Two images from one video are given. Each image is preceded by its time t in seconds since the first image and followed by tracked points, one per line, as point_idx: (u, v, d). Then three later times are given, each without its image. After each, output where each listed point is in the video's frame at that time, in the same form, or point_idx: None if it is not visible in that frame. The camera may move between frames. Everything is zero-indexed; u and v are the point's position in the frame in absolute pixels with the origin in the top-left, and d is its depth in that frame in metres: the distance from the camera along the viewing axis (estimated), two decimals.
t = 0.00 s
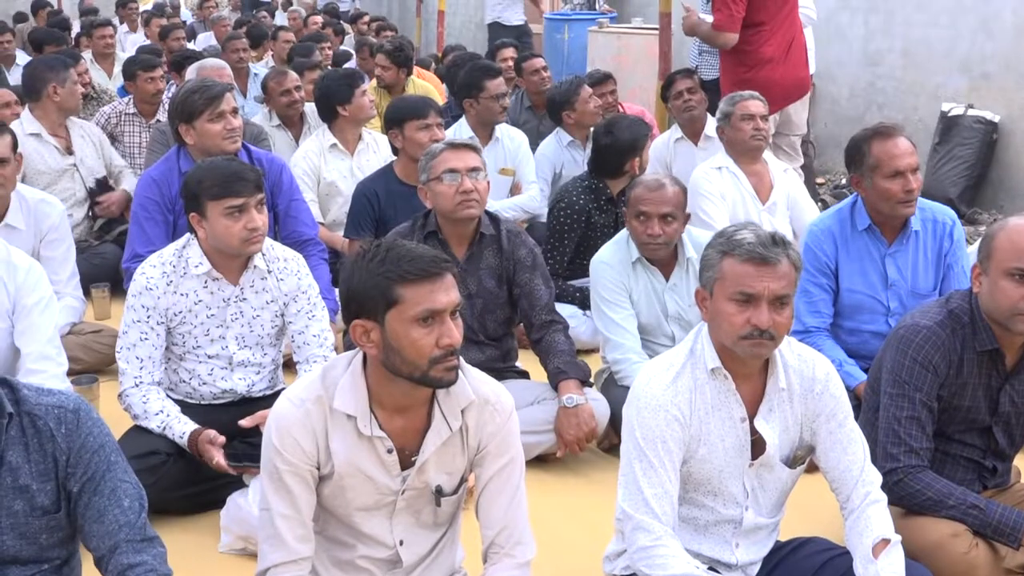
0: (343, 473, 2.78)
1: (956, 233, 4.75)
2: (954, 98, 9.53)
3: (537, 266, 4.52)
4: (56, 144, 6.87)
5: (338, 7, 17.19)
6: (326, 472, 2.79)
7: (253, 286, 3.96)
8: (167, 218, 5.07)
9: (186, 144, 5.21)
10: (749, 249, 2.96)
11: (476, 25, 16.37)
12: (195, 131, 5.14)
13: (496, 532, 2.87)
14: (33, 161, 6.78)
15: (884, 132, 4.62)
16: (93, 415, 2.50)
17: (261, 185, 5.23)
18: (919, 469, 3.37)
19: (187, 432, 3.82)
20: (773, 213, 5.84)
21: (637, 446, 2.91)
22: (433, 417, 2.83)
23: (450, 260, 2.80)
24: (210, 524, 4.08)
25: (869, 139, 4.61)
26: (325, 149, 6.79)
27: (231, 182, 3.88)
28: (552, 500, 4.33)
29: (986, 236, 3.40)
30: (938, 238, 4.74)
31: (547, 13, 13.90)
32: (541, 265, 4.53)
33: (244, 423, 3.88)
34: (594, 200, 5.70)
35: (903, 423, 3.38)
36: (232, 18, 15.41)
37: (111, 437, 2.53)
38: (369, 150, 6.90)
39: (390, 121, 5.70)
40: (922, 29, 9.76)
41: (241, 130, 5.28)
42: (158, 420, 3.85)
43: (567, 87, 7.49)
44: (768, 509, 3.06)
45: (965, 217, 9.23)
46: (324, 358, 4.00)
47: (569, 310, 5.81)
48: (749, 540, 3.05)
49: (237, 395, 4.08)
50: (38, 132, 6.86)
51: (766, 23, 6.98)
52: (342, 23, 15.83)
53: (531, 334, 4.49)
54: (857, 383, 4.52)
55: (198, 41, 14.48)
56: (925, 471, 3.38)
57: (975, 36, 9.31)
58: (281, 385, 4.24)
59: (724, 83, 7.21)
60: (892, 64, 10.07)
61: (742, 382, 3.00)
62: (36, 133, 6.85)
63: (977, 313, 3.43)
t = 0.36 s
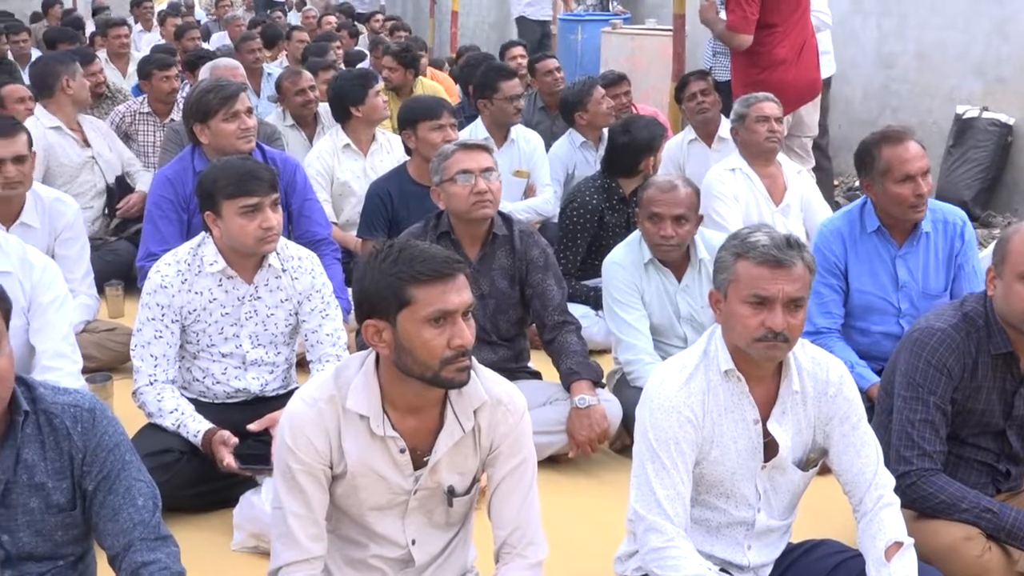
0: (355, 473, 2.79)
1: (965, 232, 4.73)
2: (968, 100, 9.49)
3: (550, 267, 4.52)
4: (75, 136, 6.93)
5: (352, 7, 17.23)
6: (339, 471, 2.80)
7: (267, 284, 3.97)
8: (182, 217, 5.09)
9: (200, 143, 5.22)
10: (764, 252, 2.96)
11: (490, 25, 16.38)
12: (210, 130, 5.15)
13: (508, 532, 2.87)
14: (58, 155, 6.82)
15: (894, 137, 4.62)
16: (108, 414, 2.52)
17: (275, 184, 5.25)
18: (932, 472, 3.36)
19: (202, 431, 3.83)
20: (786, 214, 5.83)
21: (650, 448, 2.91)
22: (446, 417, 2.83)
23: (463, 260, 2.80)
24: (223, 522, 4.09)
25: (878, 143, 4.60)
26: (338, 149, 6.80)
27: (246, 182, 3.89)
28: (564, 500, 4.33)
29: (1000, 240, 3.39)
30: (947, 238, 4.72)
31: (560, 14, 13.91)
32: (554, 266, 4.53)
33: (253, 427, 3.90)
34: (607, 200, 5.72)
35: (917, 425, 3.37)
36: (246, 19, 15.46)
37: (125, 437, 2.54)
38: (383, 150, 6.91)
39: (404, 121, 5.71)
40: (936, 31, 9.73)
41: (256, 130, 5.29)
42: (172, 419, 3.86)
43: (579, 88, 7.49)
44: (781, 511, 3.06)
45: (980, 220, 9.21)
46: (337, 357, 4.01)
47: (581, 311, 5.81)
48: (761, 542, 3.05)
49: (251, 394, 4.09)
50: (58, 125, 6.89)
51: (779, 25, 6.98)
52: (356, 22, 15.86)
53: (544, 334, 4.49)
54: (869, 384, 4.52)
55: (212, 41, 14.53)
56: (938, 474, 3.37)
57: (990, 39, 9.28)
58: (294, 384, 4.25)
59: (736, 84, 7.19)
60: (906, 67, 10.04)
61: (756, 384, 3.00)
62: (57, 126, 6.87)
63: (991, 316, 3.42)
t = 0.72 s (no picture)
0: (373, 467, 2.79)
1: (983, 231, 4.72)
2: (989, 96, 9.45)
3: (568, 262, 4.51)
4: (95, 129, 6.96)
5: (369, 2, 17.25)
6: (357, 466, 2.81)
7: (286, 279, 3.98)
8: (201, 211, 5.11)
9: (219, 138, 5.23)
10: (783, 248, 2.95)
11: (507, 21, 16.38)
12: (229, 125, 5.17)
13: (526, 527, 2.87)
14: (79, 148, 6.85)
15: (908, 135, 4.59)
16: (133, 406, 2.53)
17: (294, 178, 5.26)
18: (952, 469, 3.36)
19: (220, 424, 3.85)
20: (805, 208, 5.80)
21: (668, 444, 2.90)
22: (463, 413, 2.83)
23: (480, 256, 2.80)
24: (241, 515, 4.10)
25: (894, 143, 4.58)
26: (356, 144, 6.80)
27: (265, 176, 3.89)
28: (582, 496, 4.33)
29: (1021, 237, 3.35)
30: (965, 237, 4.71)
31: (578, 9, 13.90)
32: (572, 261, 4.53)
33: (270, 421, 3.91)
34: (623, 193, 5.72)
35: (936, 423, 3.35)
36: (264, 14, 15.49)
37: (150, 430, 2.55)
38: (400, 146, 6.91)
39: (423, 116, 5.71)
40: (957, 27, 9.68)
41: (275, 124, 5.30)
42: (191, 412, 3.88)
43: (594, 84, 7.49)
44: (799, 508, 3.05)
45: (1000, 216, 9.04)
46: (354, 352, 4.01)
47: (598, 305, 5.81)
48: (780, 538, 3.04)
49: (269, 388, 4.10)
50: (77, 118, 6.92)
51: (800, 20, 6.95)
52: (373, 17, 15.88)
53: (561, 329, 4.48)
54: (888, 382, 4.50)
55: (230, 35, 14.57)
56: (957, 471, 3.36)
57: (1011, 34, 9.23)
58: (312, 378, 4.26)
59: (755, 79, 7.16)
60: (926, 62, 9.99)
61: (774, 381, 2.99)
62: (77, 119, 6.90)
63: (1013, 313, 3.39)
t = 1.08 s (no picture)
0: (404, 461, 2.80)
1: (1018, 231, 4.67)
2: None
3: (600, 257, 4.50)
4: (131, 123, 7.02)
5: None
6: (389, 460, 2.81)
7: (318, 274, 3.99)
8: (234, 205, 5.14)
9: (252, 133, 5.25)
10: (818, 244, 2.93)
11: (537, 15, 16.37)
12: (263, 119, 5.19)
13: (558, 522, 2.87)
14: (116, 142, 6.90)
15: (942, 135, 4.54)
16: (169, 400, 2.56)
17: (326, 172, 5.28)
18: (988, 467, 3.33)
19: (253, 417, 3.87)
20: (841, 206, 5.79)
21: (700, 440, 2.89)
22: (494, 408, 2.83)
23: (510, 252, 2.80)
24: (274, 508, 4.12)
25: (927, 142, 4.54)
26: (387, 139, 6.81)
27: (298, 171, 3.91)
28: (614, 492, 4.33)
29: None
30: (1002, 238, 4.66)
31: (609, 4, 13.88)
32: (603, 256, 4.51)
33: (302, 414, 3.93)
34: (656, 185, 5.71)
35: (971, 420, 3.32)
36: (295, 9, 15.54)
37: (185, 423, 2.57)
38: (432, 141, 6.91)
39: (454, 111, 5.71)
40: (993, 21, 9.58)
41: (308, 119, 5.32)
42: (224, 405, 3.90)
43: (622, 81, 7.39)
44: (832, 506, 3.03)
45: None
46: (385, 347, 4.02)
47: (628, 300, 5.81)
48: (812, 536, 3.02)
49: (301, 382, 4.11)
50: (114, 112, 6.98)
51: (836, 14, 6.92)
52: (403, 12, 15.90)
53: (593, 324, 4.49)
54: (922, 381, 4.47)
55: (261, 31, 14.64)
56: (993, 469, 3.33)
57: None
58: (343, 372, 4.27)
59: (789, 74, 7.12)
60: (961, 57, 9.90)
61: (807, 377, 2.97)
62: (113, 113, 6.96)
63: None
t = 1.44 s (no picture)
0: (433, 456, 2.80)
1: None
2: None
3: (628, 252, 4.48)
4: (162, 118, 7.07)
5: None
6: (417, 454, 2.82)
7: (347, 268, 4.00)
8: (264, 199, 5.15)
9: (282, 127, 5.27)
10: (850, 240, 2.91)
11: (566, 9, 16.34)
12: (292, 114, 5.20)
13: (586, 517, 2.87)
14: (146, 137, 6.95)
15: (971, 128, 4.49)
16: (198, 393, 2.57)
17: (357, 167, 5.28)
18: (1020, 465, 3.30)
19: (282, 410, 3.88)
20: (871, 199, 5.74)
21: (730, 436, 2.88)
22: (523, 402, 2.83)
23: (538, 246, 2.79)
24: (304, 500, 4.14)
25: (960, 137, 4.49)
26: (415, 134, 6.82)
27: (328, 166, 3.91)
28: (643, 487, 4.32)
29: None
30: None
31: None
32: (631, 251, 4.50)
33: (331, 408, 3.94)
34: (686, 180, 5.70)
35: (1004, 419, 3.29)
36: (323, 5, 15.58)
37: (213, 416, 2.58)
38: (461, 137, 6.90)
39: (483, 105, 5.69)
40: None
41: (337, 113, 5.33)
42: (254, 397, 3.92)
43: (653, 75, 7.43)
44: (863, 503, 3.01)
45: None
46: (414, 341, 4.03)
47: (656, 294, 5.76)
48: (842, 533, 3.01)
49: (330, 375, 4.12)
50: (144, 107, 7.04)
51: (879, 8, 6.85)
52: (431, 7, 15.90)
53: (621, 319, 4.46)
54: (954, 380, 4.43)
55: (289, 27, 14.68)
56: None
57: None
58: (372, 366, 4.28)
59: (823, 68, 6.99)
60: (994, 51, 9.81)
61: (839, 373, 2.95)
62: (145, 108, 7.02)
63: None
